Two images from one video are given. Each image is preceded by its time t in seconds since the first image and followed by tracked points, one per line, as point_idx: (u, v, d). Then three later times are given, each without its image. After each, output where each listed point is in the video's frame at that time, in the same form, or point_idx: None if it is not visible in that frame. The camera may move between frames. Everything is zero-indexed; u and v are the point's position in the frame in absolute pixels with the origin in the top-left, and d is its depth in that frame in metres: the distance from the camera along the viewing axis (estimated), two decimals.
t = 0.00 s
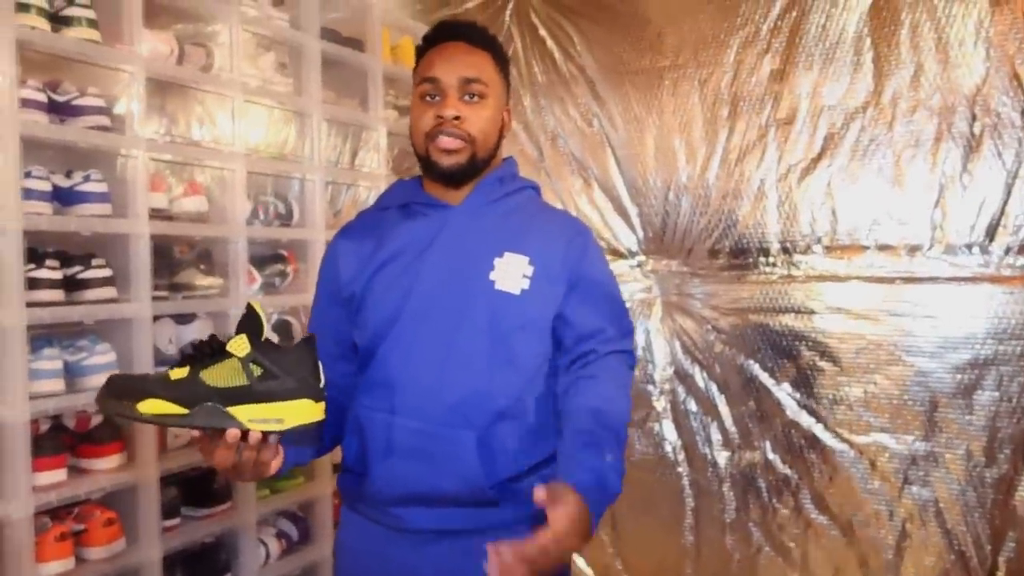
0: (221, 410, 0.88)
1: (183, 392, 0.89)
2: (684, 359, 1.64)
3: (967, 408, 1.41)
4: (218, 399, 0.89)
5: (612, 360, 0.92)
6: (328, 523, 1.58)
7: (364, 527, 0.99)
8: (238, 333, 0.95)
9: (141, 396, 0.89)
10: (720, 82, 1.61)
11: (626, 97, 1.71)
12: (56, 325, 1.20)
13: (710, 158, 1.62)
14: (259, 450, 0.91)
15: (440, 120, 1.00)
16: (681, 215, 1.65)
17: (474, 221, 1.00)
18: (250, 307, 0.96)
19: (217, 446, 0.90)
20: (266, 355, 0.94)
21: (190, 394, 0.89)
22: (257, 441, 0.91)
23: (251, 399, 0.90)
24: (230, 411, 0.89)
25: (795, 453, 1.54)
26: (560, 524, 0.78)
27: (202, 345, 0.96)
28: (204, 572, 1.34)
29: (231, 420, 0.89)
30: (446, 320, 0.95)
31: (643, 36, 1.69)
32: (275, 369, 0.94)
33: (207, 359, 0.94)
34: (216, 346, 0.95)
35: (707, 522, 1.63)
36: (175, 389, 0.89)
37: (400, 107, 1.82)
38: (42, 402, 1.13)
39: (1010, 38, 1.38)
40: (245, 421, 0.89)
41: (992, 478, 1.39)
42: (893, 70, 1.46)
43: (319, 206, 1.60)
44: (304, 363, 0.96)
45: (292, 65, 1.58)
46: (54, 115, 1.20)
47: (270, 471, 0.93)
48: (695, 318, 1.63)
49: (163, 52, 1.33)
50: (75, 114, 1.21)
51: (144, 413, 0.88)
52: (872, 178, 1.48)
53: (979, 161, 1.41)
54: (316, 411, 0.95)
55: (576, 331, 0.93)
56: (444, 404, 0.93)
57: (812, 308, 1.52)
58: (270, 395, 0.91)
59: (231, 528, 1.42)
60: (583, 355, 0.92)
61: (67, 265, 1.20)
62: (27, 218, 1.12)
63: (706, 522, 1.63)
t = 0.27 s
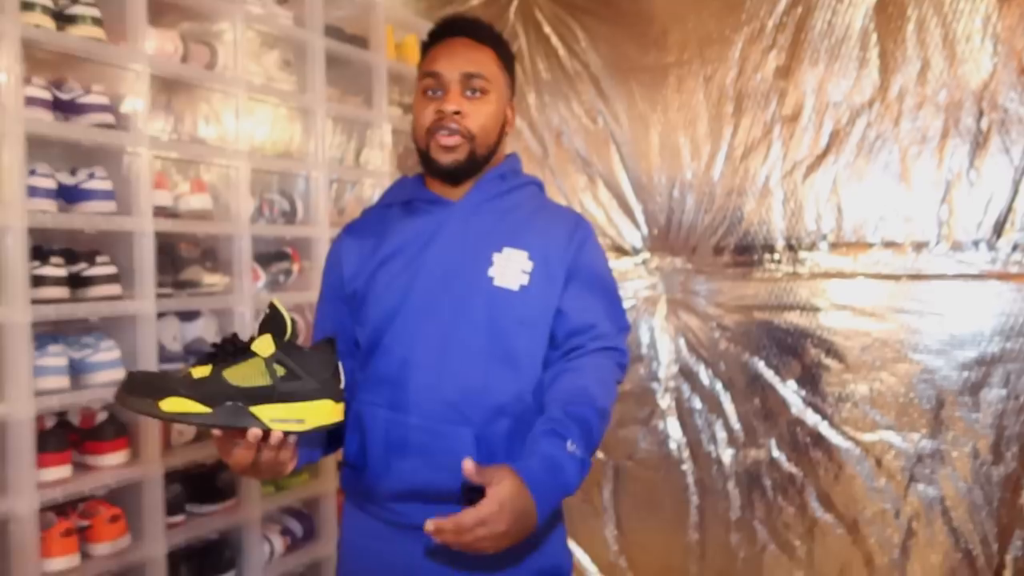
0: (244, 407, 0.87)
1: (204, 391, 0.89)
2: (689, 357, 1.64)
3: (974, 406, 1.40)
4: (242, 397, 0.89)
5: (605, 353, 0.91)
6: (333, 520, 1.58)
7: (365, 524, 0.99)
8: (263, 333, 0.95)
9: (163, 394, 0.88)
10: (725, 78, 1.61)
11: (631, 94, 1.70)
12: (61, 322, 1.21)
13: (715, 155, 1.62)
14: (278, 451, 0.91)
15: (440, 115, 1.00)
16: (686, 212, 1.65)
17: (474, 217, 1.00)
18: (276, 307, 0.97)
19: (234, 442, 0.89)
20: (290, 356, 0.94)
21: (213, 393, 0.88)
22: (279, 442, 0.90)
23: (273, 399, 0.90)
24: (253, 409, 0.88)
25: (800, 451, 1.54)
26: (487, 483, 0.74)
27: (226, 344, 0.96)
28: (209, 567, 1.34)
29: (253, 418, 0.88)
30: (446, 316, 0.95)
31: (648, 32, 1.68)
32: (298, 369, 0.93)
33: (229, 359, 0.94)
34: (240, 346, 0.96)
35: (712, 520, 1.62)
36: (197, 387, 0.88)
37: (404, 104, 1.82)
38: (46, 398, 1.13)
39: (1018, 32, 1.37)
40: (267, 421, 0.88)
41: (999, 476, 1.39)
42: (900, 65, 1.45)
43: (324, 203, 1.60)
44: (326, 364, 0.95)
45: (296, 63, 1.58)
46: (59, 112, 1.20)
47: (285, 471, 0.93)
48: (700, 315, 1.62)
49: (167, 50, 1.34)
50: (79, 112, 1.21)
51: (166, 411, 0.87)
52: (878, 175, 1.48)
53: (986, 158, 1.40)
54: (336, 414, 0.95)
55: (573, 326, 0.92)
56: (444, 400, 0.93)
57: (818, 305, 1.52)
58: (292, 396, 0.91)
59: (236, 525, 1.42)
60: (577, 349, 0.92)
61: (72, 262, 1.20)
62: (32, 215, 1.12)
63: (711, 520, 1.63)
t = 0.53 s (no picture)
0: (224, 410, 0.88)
1: (190, 388, 0.90)
2: (691, 352, 1.63)
3: (976, 402, 1.39)
4: (224, 398, 0.89)
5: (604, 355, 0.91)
6: (334, 514, 1.58)
7: (361, 518, 0.99)
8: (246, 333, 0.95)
9: (152, 389, 0.90)
10: (728, 73, 1.60)
11: (633, 88, 1.70)
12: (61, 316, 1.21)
13: (718, 150, 1.61)
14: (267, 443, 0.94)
15: (427, 111, 1.00)
16: (688, 208, 1.64)
17: (470, 212, 1.00)
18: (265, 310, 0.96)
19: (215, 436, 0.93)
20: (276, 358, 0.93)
21: (197, 391, 0.89)
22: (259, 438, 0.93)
23: (254, 402, 0.90)
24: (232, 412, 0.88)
25: (802, 447, 1.53)
26: None
27: (219, 340, 0.97)
28: (210, 561, 1.35)
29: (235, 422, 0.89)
30: (441, 312, 0.95)
31: (650, 26, 1.68)
32: (281, 372, 0.92)
33: (220, 357, 0.95)
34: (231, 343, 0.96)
35: (713, 515, 1.62)
36: (184, 384, 0.90)
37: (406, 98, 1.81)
38: (47, 392, 1.13)
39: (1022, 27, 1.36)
40: (247, 423, 0.89)
41: (1001, 472, 1.38)
42: (903, 60, 1.45)
43: (325, 197, 1.59)
44: (312, 369, 0.94)
45: (298, 57, 1.57)
46: (59, 106, 1.20)
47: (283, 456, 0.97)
48: (701, 311, 1.62)
49: (168, 43, 1.33)
50: (79, 105, 1.21)
51: (154, 406, 0.89)
52: (882, 170, 1.47)
53: (989, 153, 1.39)
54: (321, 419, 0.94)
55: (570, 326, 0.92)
56: (438, 396, 0.93)
57: (820, 301, 1.51)
58: (273, 399, 0.91)
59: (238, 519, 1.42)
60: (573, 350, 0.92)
61: (73, 256, 1.20)
62: (32, 209, 1.13)
63: (712, 516, 1.62)
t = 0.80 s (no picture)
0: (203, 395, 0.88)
1: (174, 369, 0.90)
2: (693, 348, 1.63)
3: (979, 399, 1.39)
4: (204, 384, 0.89)
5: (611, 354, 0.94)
6: (335, 510, 1.58)
7: (360, 513, 0.99)
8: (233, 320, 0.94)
9: (137, 365, 0.90)
10: (730, 68, 1.59)
11: (635, 84, 1.69)
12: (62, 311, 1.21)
13: (720, 146, 1.61)
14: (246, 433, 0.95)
15: (405, 126, 1.00)
16: (690, 203, 1.64)
17: (473, 207, 0.99)
18: (257, 299, 0.95)
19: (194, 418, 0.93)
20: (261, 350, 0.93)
21: (180, 373, 0.89)
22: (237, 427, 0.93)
23: (235, 391, 0.90)
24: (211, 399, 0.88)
25: (804, 443, 1.53)
26: None
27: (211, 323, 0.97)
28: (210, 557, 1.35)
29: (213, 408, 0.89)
30: (444, 307, 0.94)
31: (652, 22, 1.67)
32: (264, 366, 0.92)
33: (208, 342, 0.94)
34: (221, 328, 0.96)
35: (714, 512, 1.62)
36: (169, 365, 0.90)
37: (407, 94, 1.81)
38: (47, 386, 1.13)
39: None
40: (224, 412, 0.88)
41: (1004, 469, 1.38)
42: (907, 55, 1.44)
43: (326, 193, 1.59)
44: (296, 364, 0.94)
45: (299, 52, 1.57)
46: (59, 101, 1.19)
47: (262, 447, 0.97)
48: (703, 307, 1.62)
49: (168, 38, 1.33)
50: (79, 100, 1.20)
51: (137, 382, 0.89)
52: (884, 166, 1.46)
53: (993, 149, 1.38)
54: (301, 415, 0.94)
55: (576, 324, 0.94)
56: (440, 392, 0.92)
57: (822, 297, 1.51)
58: (253, 390, 0.90)
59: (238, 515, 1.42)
60: (581, 348, 0.94)
61: (73, 252, 1.20)
62: (32, 204, 1.12)
63: (713, 512, 1.62)
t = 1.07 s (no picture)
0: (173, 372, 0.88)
1: (142, 354, 0.91)
2: (694, 340, 1.63)
3: (981, 391, 1.38)
4: (175, 363, 0.90)
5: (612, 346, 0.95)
6: (336, 502, 1.58)
7: (362, 504, 0.99)
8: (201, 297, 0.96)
9: (103, 356, 0.91)
10: (733, 59, 1.59)
11: (637, 74, 1.68)
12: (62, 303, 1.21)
13: (722, 137, 1.60)
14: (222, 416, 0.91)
15: (400, 121, 0.99)
16: (692, 195, 1.63)
17: (477, 198, 0.99)
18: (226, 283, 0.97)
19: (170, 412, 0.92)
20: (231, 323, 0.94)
21: (147, 356, 0.90)
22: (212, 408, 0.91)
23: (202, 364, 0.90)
24: (181, 376, 0.88)
25: (805, 436, 1.53)
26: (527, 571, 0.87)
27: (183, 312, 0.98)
28: (212, 547, 1.35)
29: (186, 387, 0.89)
30: (447, 297, 0.94)
31: (654, 12, 1.66)
32: (232, 337, 0.92)
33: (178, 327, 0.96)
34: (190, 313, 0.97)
35: (715, 504, 1.62)
36: (136, 351, 0.91)
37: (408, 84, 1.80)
38: (47, 377, 1.13)
39: None
40: (194, 387, 0.88)
41: (1005, 461, 1.37)
42: (910, 46, 1.43)
43: (326, 184, 1.59)
44: (265, 334, 0.93)
45: (299, 43, 1.56)
46: (58, 90, 1.19)
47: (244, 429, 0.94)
48: (705, 299, 1.61)
49: (167, 28, 1.33)
50: (78, 90, 1.20)
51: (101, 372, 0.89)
52: (887, 157, 1.46)
53: (997, 140, 1.37)
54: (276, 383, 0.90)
55: (579, 316, 0.94)
56: (444, 382, 0.92)
57: (824, 289, 1.50)
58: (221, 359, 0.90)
59: (239, 506, 1.42)
60: (583, 339, 0.94)
61: (73, 243, 1.19)
62: (31, 194, 1.12)
63: (715, 504, 1.62)
